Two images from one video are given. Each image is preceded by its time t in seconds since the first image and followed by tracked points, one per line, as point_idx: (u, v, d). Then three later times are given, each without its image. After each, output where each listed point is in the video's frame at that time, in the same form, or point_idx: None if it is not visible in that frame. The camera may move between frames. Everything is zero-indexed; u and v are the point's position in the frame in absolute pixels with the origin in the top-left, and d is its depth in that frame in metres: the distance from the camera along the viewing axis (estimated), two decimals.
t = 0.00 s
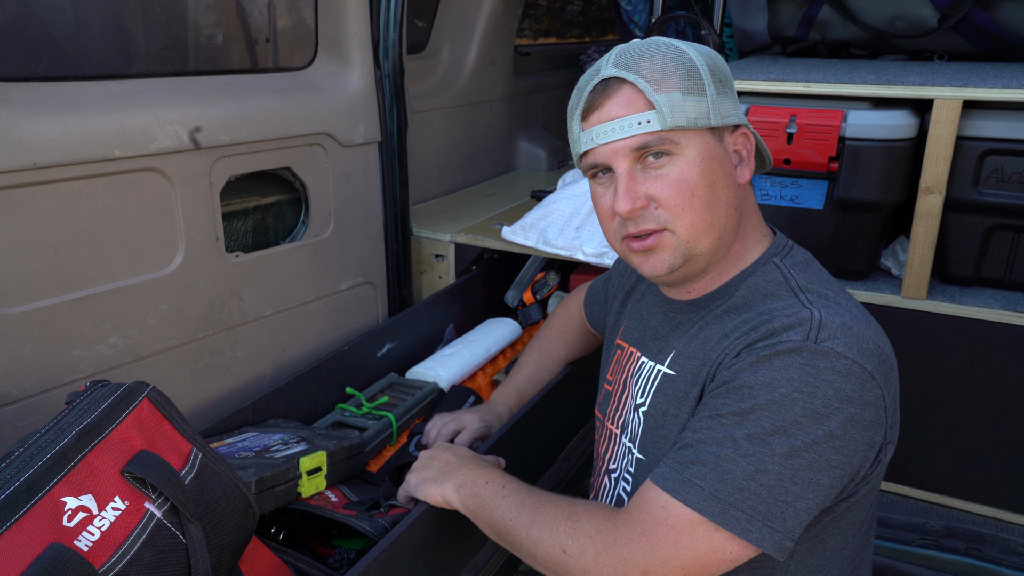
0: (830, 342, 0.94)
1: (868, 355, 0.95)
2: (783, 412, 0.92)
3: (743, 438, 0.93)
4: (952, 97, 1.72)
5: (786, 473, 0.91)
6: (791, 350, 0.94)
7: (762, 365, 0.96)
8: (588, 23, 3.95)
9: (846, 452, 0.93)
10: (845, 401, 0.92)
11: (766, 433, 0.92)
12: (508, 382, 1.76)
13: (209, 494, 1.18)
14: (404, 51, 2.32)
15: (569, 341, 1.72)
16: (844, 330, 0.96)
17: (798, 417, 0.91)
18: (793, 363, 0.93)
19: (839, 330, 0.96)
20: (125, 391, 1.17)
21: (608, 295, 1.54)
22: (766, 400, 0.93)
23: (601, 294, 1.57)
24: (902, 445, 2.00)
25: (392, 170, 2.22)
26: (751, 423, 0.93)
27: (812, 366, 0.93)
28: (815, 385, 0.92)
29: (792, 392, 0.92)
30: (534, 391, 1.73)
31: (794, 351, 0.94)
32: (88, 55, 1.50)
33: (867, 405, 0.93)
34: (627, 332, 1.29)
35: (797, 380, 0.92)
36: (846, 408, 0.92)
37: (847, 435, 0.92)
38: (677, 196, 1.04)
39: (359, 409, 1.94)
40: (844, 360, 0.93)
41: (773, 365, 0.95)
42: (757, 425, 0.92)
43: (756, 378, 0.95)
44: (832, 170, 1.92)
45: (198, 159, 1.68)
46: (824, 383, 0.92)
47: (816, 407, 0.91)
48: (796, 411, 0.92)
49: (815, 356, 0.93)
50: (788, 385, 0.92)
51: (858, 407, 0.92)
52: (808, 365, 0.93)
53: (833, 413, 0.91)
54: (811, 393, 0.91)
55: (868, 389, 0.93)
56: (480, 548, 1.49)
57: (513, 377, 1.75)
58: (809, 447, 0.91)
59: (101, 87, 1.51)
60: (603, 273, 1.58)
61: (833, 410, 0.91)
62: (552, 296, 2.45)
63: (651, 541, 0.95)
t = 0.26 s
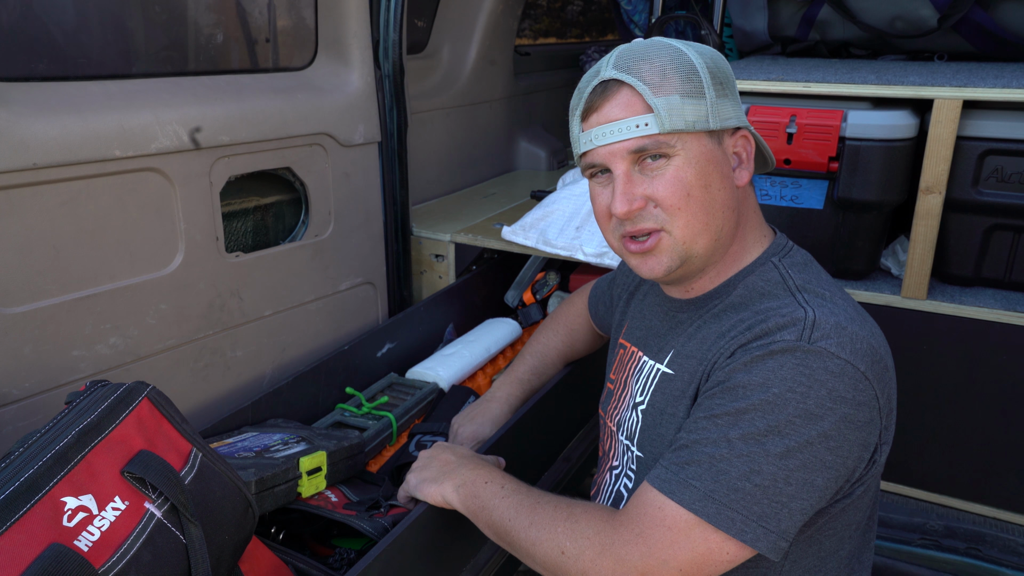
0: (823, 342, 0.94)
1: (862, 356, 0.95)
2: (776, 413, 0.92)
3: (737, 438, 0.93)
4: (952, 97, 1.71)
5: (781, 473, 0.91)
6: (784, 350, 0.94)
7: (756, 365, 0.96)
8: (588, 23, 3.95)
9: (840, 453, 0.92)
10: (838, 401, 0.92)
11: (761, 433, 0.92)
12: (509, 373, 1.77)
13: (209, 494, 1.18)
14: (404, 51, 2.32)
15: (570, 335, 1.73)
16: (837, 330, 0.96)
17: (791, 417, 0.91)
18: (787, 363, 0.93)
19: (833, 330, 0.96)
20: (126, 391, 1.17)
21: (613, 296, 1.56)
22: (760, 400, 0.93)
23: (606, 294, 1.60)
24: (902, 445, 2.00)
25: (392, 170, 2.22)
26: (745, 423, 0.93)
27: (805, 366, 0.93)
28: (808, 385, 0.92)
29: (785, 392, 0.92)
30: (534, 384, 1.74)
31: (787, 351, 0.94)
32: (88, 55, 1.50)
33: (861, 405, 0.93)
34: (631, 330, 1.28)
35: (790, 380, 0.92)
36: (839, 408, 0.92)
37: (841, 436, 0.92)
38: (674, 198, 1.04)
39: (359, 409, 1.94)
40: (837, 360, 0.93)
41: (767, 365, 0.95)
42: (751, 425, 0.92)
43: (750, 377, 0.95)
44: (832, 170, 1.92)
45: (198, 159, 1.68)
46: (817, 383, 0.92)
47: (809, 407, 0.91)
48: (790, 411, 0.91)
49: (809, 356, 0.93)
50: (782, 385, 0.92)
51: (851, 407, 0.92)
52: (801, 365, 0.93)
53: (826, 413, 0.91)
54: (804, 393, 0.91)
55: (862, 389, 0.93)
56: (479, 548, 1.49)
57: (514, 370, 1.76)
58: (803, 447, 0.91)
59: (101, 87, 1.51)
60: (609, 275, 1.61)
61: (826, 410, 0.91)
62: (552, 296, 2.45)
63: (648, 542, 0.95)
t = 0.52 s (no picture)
0: (824, 341, 0.94)
1: (862, 355, 0.95)
2: (777, 411, 0.92)
3: (737, 436, 0.93)
4: (951, 97, 1.72)
5: (780, 472, 0.91)
6: (785, 348, 0.94)
7: (756, 363, 0.96)
8: (588, 23, 3.95)
9: (840, 452, 0.93)
10: (839, 400, 0.92)
11: (761, 431, 0.92)
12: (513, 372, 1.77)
13: (209, 494, 1.18)
14: (404, 51, 2.33)
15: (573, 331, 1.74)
16: (838, 329, 0.96)
17: (791, 415, 0.91)
18: (787, 361, 0.94)
19: (834, 329, 0.96)
20: (126, 391, 1.17)
21: (614, 295, 1.55)
22: (761, 398, 0.93)
23: (607, 293, 1.58)
24: (902, 445, 2.00)
25: (392, 170, 2.22)
26: (745, 420, 0.93)
27: (806, 364, 0.93)
28: (808, 383, 0.92)
29: (785, 390, 0.92)
30: (536, 383, 1.75)
31: (789, 350, 0.94)
32: (89, 55, 1.50)
33: (861, 405, 0.93)
34: (635, 329, 1.28)
35: (790, 378, 0.92)
36: (839, 407, 0.92)
37: (840, 435, 0.92)
38: (680, 197, 1.04)
39: (359, 409, 1.94)
40: (838, 359, 0.93)
41: (768, 363, 0.95)
42: (752, 422, 0.93)
43: (750, 376, 0.95)
44: (832, 170, 1.93)
45: (198, 159, 1.68)
46: (817, 382, 0.92)
47: (810, 406, 0.91)
48: (789, 410, 0.92)
49: (810, 355, 0.93)
50: (783, 383, 0.93)
51: (852, 406, 0.93)
52: (802, 364, 0.93)
53: (826, 412, 0.92)
54: (804, 391, 0.92)
55: (862, 389, 0.93)
56: (479, 547, 1.50)
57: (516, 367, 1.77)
58: (803, 445, 0.91)
59: (101, 87, 1.51)
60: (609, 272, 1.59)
61: (826, 409, 0.92)
62: (552, 296, 2.45)
63: (647, 539, 0.95)
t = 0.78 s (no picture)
0: (826, 345, 0.94)
1: (863, 360, 0.95)
2: (777, 415, 0.92)
3: (736, 439, 0.93)
4: (951, 98, 1.72)
5: (779, 475, 0.91)
6: (786, 351, 0.94)
7: (757, 366, 0.96)
8: (587, 23, 3.96)
9: (839, 457, 0.93)
10: (839, 404, 0.92)
11: (760, 435, 0.92)
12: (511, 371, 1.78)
13: (209, 494, 1.18)
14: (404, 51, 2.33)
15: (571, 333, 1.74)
16: (840, 333, 0.96)
17: (790, 419, 0.92)
18: (787, 365, 0.94)
19: (836, 333, 0.96)
20: (126, 391, 1.18)
21: (616, 295, 1.55)
22: (761, 401, 0.93)
23: (608, 293, 1.58)
24: (901, 445, 2.00)
25: (392, 170, 2.22)
26: (745, 423, 0.93)
27: (806, 368, 0.93)
28: (808, 387, 0.92)
29: (785, 394, 0.92)
30: (534, 382, 1.76)
31: (789, 353, 0.94)
32: (89, 56, 1.50)
33: (861, 409, 0.93)
34: (636, 327, 1.28)
35: (790, 382, 0.93)
36: (839, 411, 0.92)
37: (840, 439, 0.92)
38: (693, 194, 1.04)
39: (359, 409, 1.94)
40: (839, 364, 0.93)
41: (769, 366, 0.95)
42: (751, 426, 0.93)
43: (751, 379, 0.95)
44: (832, 170, 1.93)
45: (198, 159, 1.68)
46: (817, 386, 0.92)
47: (809, 410, 0.92)
48: (789, 413, 0.92)
49: (811, 359, 0.93)
50: (783, 386, 0.93)
51: (851, 411, 0.93)
52: (803, 367, 0.93)
53: (826, 416, 0.92)
54: (804, 395, 0.92)
55: (862, 393, 0.93)
56: (479, 547, 1.50)
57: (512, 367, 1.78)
58: (803, 450, 0.91)
59: (101, 87, 1.51)
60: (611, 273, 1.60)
61: (826, 414, 0.92)
62: (552, 296, 2.45)
63: (645, 541, 0.95)
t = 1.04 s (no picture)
0: (826, 359, 0.94)
1: (864, 375, 0.95)
2: (774, 431, 0.92)
3: (733, 452, 0.93)
4: (951, 98, 1.72)
5: (776, 492, 0.91)
6: (786, 365, 0.94)
7: (756, 378, 0.96)
8: (588, 23, 3.96)
9: (836, 474, 0.93)
10: (837, 421, 0.92)
11: (757, 449, 0.92)
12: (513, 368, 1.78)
13: (209, 494, 1.18)
14: (405, 51, 2.33)
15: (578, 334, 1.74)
16: (842, 347, 0.96)
17: (788, 434, 0.92)
18: (787, 378, 0.93)
19: (838, 346, 0.95)
20: (126, 391, 1.17)
21: (628, 291, 1.54)
22: (760, 415, 0.93)
23: (619, 290, 1.57)
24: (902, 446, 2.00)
25: (392, 170, 2.22)
26: (742, 437, 0.93)
27: (806, 382, 0.92)
28: (808, 403, 0.92)
29: (784, 408, 0.92)
30: (534, 381, 1.75)
31: (790, 367, 0.94)
32: (89, 56, 1.50)
33: (860, 426, 0.93)
34: (648, 325, 1.28)
35: (788, 397, 0.92)
36: (837, 428, 0.92)
37: (837, 456, 0.92)
38: (698, 193, 1.04)
39: (359, 409, 1.94)
40: (839, 380, 0.93)
41: (768, 380, 0.94)
42: (749, 440, 0.93)
43: (749, 392, 0.95)
44: (831, 171, 1.93)
45: (198, 159, 1.68)
46: (816, 402, 0.92)
47: (807, 427, 0.91)
48: (787, 428, 0.92)
49: (811, 373, 0.93)
50: (782, 401, 0.92)
51: (849, 428, 0.93)
52: (803, 382, 0.93)
53: (823, 433, 0.92)
54: (803, 410, 0.92)
55: (862, 410, 0.93)
56: (479, 547, 1.50)
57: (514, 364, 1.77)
58: (800, 467, 0.91)
59: (101, 87, 1.51)
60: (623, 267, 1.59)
61: (823, 430, 0.92)
62: (552, 296, 2.45)
63: (639, 553, 0.95)
